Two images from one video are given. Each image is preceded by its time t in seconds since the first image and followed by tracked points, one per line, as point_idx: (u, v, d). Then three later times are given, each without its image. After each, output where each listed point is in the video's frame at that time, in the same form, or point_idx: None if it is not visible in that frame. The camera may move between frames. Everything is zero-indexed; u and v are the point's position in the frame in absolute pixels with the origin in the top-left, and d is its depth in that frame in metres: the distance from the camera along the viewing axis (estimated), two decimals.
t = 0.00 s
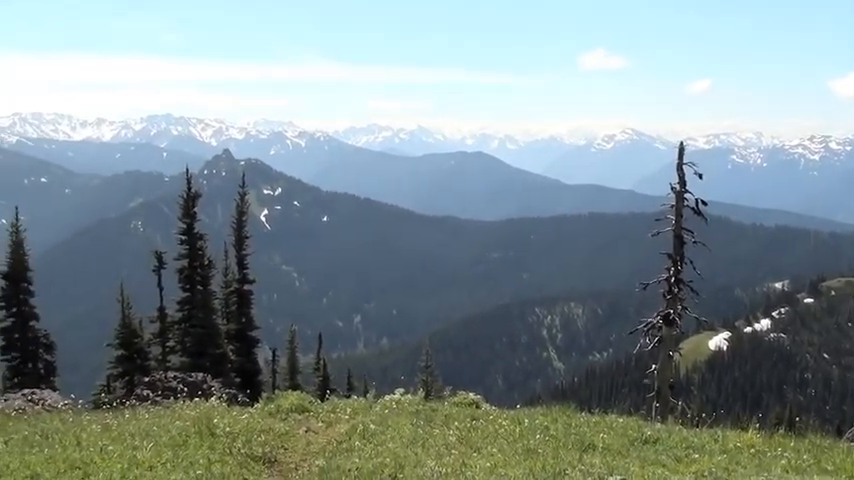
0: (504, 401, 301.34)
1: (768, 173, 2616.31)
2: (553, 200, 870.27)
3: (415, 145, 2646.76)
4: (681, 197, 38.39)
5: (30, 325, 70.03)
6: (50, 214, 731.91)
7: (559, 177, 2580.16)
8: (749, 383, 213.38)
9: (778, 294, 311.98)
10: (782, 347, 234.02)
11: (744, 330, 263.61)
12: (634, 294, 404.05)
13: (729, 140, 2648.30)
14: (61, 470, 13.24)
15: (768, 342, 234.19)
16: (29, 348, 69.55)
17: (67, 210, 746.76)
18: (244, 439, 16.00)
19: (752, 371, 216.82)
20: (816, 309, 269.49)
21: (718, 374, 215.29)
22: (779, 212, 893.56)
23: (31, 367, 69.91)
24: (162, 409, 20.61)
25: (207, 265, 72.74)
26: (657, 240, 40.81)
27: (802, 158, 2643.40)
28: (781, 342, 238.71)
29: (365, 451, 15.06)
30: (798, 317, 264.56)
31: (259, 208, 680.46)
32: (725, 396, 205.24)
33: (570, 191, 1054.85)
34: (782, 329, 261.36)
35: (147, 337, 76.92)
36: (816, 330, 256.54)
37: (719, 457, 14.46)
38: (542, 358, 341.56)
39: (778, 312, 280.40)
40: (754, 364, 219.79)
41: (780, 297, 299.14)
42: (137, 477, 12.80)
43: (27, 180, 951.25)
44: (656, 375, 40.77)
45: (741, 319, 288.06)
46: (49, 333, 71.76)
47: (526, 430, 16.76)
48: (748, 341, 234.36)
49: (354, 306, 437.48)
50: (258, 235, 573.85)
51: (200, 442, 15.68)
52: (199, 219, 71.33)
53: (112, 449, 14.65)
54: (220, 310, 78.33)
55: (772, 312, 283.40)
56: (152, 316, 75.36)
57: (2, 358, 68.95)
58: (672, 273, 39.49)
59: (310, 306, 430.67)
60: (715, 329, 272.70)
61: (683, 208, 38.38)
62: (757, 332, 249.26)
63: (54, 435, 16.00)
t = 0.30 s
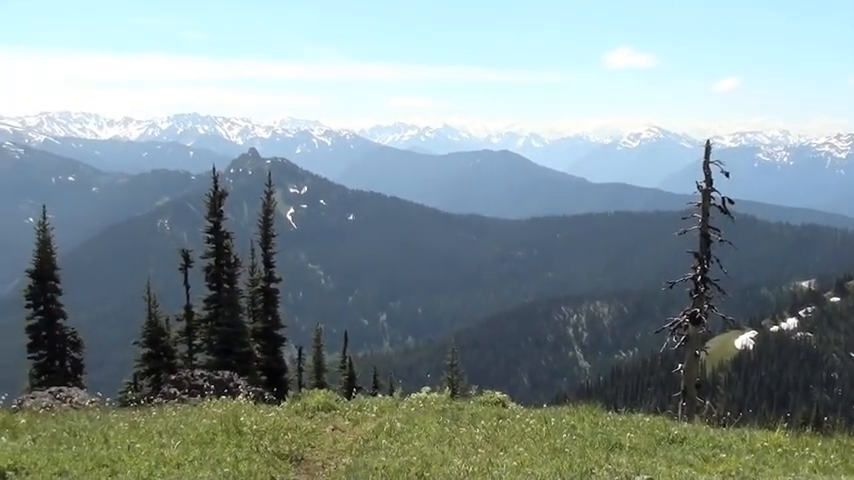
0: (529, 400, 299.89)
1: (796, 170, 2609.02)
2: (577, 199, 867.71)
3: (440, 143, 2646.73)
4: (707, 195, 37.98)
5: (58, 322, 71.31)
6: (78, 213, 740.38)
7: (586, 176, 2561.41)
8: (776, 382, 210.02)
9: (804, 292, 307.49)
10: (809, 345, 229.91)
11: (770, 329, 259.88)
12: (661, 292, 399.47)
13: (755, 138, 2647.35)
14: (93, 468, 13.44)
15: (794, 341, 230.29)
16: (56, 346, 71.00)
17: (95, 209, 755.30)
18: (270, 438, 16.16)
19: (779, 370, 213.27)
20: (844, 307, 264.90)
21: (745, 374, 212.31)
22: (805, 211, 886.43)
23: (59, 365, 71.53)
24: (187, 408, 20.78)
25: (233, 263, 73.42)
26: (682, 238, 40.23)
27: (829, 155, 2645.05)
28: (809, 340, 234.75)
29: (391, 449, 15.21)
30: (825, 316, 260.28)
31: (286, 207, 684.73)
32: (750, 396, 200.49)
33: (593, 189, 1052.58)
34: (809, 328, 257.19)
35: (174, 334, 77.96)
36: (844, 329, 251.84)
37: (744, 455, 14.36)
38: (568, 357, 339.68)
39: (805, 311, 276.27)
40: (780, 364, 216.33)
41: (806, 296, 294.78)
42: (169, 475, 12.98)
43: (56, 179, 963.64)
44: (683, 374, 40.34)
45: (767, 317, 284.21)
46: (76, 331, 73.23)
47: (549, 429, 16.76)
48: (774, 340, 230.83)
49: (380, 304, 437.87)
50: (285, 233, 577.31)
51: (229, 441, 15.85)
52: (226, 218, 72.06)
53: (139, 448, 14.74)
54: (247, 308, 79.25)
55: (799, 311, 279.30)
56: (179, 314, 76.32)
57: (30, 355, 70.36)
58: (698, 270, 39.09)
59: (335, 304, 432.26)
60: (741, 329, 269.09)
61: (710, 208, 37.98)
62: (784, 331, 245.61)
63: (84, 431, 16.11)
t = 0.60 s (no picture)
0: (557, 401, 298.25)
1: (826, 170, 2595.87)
2: (604, 200, 865.05)
3: (468, 145, 2646.48)
4: (736, 197, 37.45)
5: (88, 324, 72.69)
6: (109, 216, 750.11)
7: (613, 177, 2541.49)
8: (806, 385, 205.68)
9: (836, 294, 302.65)
10: (839, 347, 224.66)
11: (800, 331, 255.28)
12: (691, 294, 394.15)
13: (784, 138, 2647.56)
14: (124, 468, 13.58)
15: (825, 343, 225.21)
16: (87, 347, 72.30)
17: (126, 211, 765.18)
18: (301, 439, 16.32)
19: (809, 372, 208.70)
20: None
21: (775, 376, 209.02)
22: (835, 212, 878.84)
23: (89, 366, 72.76)
24: (219, 408, 21.11)
25: (263, 265, 74.23)
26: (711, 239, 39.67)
27: None
28: (840, 342, 229.53)
29: (421, 451, 15.24)
30: None
31: (315, 209, 688.14)
32: (780, 399, 197.45)
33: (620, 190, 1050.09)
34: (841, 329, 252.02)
35: (203, 336, 78.95)
36: None
37: (773, 459, 14.20)
38: (596, 359, 337.27)
39: (837, 313, 271.37)
40: (811, 366, 211.53)
41: (837, 297, 289.86)
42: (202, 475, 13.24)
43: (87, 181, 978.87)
44: (713, 376, 39.85)
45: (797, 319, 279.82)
46: (106, 333, 74.41)
47: (579, 432, 16.62)
48: (804, 343, 226.29)
49: (408, 306, 438.98)
50: (313, 235, 580.61)
51: (260, 441, 16.07)
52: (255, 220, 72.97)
53: (170, 448, 14.92)
54: (276, 310, 80.08)
55: (830, 313, 274.49)
56: (208, 315, 77.22)
57: (61, 356, 71.80)
58: (727, 272, 38.48)
59: (364, 306, 433.44)
60: (770, 331, 265.10)
61: (740, 208, 37.37)
62: (815, 333, 241.09)
63: (115, 432, 16.27)
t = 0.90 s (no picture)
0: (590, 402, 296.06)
1: None
2: (638, 200, 859.75)
3: (502, 145, 2647.13)
4: (772, 198, 36.63)
5: (123, 323, 74.18)
6: (145, 216, 762.02)
7: (648, 178, 2517.43)
8: (841, 388, 198.57)
9: None
10: None
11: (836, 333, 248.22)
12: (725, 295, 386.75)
13: (820, 139, 2647.19)
14: (161, 465, 13.80)
15: None
16: (122, 345, 73.87)
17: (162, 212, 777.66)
18: (335, 439, 16.50)
19: (845, 375, 200.89)
20: None
21: (809, 379, 203.92)
22: None
23: (124, 365, 74.25)
24: (254, 408, 21.36)
25: (296, 266, 74.89)
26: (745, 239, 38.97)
27: None
28: None
29: (456, 451, 15.32)
30: None
31: (347, 210, 692.40)
32: (814, 402, 196.35)
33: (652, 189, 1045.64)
34: None
35: (238, 336, 80.06)
36: None
37: (810, 464, 13.91)
38: (629, 361, 333.98)
39: None
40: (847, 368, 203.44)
41: None
42: (236, 474, 13.42)
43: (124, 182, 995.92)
44: (747, 378, 39.31)
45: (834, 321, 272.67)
46: (141, 332, 75.81)
47: (613, 433, 16.52)
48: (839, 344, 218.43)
49: (441, 306, 439.29)
50: (346, 235, 584.03)
51: (293, 440, 16.26)
52: (288, 220, 73.76)
53: (205, 447, 15.15)
54: (309, 310, 80.93)
55: None
56: (242, 315, 78.15)
57: (97, 354, 73.47)
58: (763, 273, 37.69)
59: (397, 306, 434.74)
60: (805, 333, 259.20)
61: (775, 209, 36.65)
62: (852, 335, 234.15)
63: (151, 431, 16.54)
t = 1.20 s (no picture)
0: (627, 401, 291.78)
1: None
2: (672, 197, 853.19)
3: (537, 144, 2647.62)
4: (811, 196, 35.79)
5: (161, 323, 75.85)
6: (183, 216, 775.01)
7: (685, 176, 2494.22)
8: None
9: None
10: None
11: None
12: (762, 294, 377.85)
13: None
14: (202, 464, 14.00)
15: None
16: (160, 346, 75.23)
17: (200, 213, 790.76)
18: (375, 437, 16.63)
19: None
20: None
21: (849, 378, 197.96)
22: None
23: (162, 365, 75.49)
24: (291, 409, 21.63)
25: (331, 266, 75.53)
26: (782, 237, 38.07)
27: None
28: None
29: (494, 452, 15.33)
30: None
31: (384, 210, 695.87)
32: None
33: (686, 187, 1038.71)
34: None
35: (275, 335, 81.06)
36: None
37: None
38: (667, 360, 329.06)
39: None
40: None
41: None
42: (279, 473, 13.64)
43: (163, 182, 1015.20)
44: (786, 378, 38.60)
45: None
46: (179, 332, 77.12)
47: (652, 434, 16.36)
48: None
49: (477, 306, 438.20)
50: (382, 235, 587.16)
51: (332, 441, 16.45)
52: (324, 220, 74.47)
53: (244, 446, 15.42)
54: (347, 310, 81.58)
55: None
56: (279, 315, 79.15)
57: (136, 354, 74.87)
58: (801, 272, 36.81)
59: (433, 306, 435.29)
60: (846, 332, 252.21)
61: (814, 207, 35.79)
62: None
63: (193, 430, 16.81)
